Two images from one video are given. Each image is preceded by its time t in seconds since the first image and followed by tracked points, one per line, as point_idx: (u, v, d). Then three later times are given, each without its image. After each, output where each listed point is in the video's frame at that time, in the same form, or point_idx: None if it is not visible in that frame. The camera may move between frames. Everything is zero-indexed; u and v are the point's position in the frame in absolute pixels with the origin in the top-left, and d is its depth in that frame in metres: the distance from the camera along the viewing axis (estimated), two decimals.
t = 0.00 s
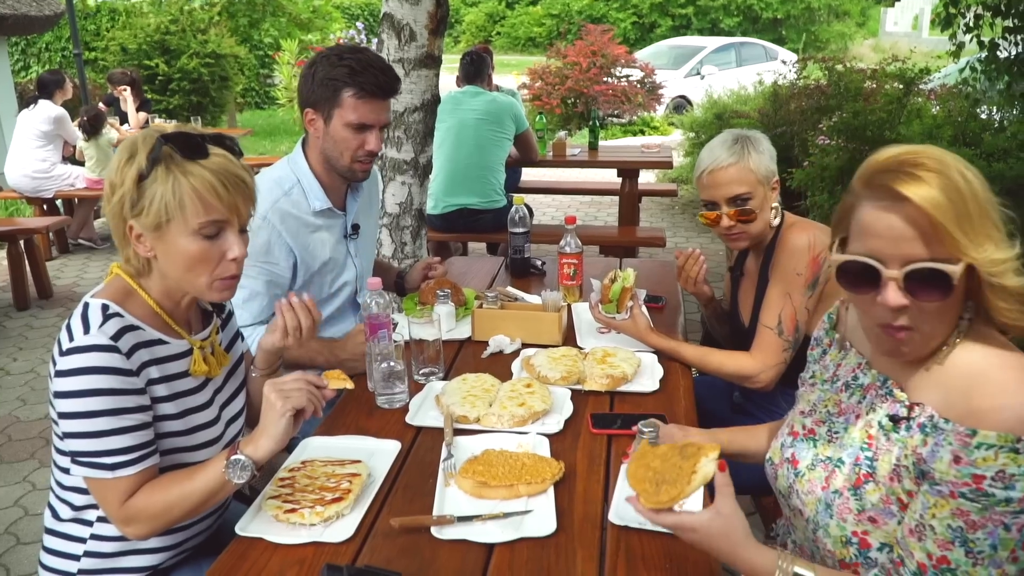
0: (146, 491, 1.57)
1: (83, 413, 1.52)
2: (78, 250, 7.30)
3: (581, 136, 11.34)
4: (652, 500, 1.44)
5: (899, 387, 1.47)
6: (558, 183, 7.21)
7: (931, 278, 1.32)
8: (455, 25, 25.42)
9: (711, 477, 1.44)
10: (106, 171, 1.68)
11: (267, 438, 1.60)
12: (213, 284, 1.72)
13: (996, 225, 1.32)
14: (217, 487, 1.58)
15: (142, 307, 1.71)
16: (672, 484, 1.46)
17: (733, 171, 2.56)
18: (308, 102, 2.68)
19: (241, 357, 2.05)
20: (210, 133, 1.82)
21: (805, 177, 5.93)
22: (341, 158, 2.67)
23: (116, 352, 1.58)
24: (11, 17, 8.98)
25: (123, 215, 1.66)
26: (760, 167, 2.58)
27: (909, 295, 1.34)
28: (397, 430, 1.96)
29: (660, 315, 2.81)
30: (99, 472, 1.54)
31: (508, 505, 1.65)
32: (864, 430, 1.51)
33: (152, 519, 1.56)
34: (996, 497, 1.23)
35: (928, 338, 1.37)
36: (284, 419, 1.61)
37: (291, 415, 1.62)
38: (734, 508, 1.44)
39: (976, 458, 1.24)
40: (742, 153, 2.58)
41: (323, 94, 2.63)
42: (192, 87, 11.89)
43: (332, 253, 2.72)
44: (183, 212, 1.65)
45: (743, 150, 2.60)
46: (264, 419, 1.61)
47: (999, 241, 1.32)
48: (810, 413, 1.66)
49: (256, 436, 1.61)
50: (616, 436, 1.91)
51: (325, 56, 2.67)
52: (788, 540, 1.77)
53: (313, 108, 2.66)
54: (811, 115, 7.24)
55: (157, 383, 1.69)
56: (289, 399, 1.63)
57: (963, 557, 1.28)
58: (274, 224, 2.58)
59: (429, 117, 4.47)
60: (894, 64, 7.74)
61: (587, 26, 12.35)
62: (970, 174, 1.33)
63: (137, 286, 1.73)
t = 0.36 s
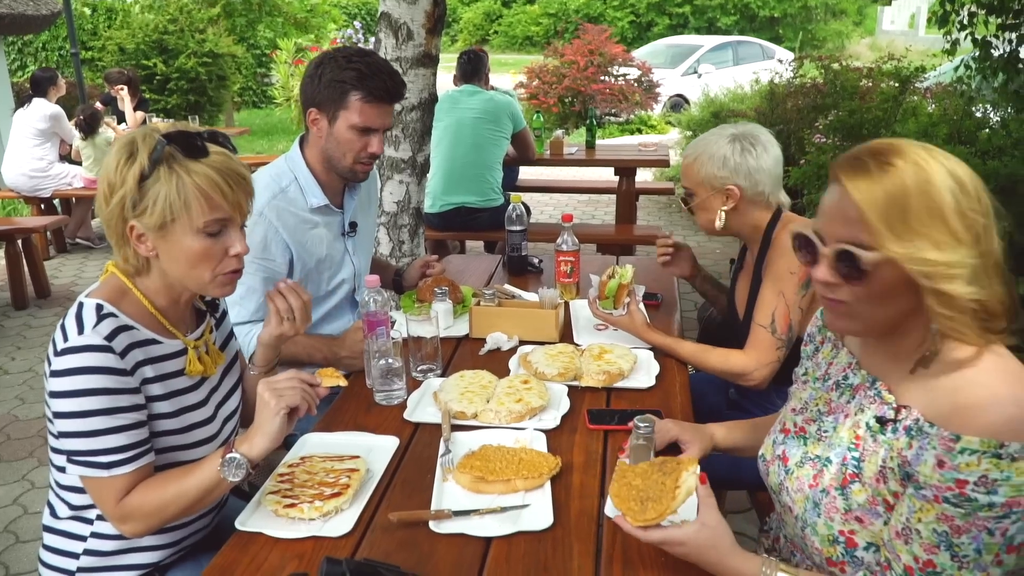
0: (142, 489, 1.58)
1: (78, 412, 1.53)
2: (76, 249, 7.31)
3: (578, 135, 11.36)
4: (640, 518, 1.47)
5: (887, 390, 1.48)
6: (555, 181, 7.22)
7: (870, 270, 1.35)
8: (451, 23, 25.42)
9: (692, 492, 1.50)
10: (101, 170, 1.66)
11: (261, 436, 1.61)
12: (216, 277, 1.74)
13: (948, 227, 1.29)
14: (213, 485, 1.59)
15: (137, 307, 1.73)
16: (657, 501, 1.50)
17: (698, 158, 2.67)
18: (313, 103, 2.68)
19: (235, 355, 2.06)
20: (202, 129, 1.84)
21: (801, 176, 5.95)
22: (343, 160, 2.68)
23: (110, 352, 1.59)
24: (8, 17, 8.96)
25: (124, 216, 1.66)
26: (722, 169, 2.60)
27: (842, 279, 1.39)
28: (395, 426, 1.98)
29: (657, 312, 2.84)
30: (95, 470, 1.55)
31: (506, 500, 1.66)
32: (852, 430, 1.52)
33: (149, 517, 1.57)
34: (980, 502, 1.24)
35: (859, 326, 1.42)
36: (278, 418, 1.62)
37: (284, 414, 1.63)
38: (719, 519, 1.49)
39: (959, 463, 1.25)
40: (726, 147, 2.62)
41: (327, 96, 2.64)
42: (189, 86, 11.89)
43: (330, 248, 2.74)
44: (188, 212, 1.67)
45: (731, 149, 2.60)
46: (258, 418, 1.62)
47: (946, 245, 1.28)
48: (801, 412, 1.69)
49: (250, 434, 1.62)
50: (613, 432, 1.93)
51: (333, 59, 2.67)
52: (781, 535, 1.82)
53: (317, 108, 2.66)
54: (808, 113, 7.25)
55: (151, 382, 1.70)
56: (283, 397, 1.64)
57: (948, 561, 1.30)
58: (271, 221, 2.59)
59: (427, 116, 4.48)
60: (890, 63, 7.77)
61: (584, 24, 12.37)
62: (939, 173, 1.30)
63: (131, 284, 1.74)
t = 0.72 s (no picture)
0: (138, 485, 1.60)
1: (75, 410, 1.54)
2: (73, 249, 7.31)
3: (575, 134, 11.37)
4: (632, 510, 1.49)
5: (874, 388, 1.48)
6: (552, 179, 7.24)
7: (809, 254, 1.47)
8: (448, 23, 25.43)
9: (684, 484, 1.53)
10: (102, 166, 1.67)
11: (256, 437, 1.62)
12: (206, 283, 1.77)
13: (882, 234, 1.33)
14: (209, 482, 1.61)
15: (133, 305, 1.74)
16: (649, 492, 1.52)
17: (699, 149, 2.71)
18: (309, 101, 2.69)
19: (230, 353, 2.08)
20: (206, 133, 1.86)
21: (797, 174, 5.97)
22: (340, 158, 2.70)
23: (107, 350, 1.60)
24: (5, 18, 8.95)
25: (123, 213, 1.66)
26: (723, 163, 2.63)
27: (797, 258, 1.52)
28: (391, 422, 2.00)
29: (651, 308, 2.86)
30: (92, 467, 1.56)
31: (501, 494, 1.68)
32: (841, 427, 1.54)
33: (145, 512, 1.59)
34: (965, 503, 1.27)
35: (810, 302, 1.52)
36: (274, 419, 1.62)
37: (280, 414, 1.64)
38: (710, 513, 1.51)
39: (944, 464, 1.28)
40: (728, 141, 2.64)
41: (324, 95, 2.65)
42: (186, 86, 11.89)
43: (327, 246, 2.76)
44: (187, 215, 1.69)
45: (732, 142, 2.64)
46: (254, 418, 1.64)
47: (876, 251, 1.33)
48: (792, 408, 1.71)
49: (246, 435, 1.63)
50: (607, 427, 1.95)
51: (329, 59, 2.69)
52: (774, 530, 1.84)
53: (313, 107, 2.67)
54: (804, 111, 7.28)
55: (148, 379, 1.72)
56: (278, 399, 1.64)
57: (935, 562, 1.33)
58: (268, 219, 2.61)
59: (423, 115, 4.49)
60: (885, 61, 7.80)
61: (581, 23, 12.40)
62: (897, 176, 1.32)
63: (128, 282, 1.76)
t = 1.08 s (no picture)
0: (135, 479, 1.61)
1: (72, 404, 1.55)
2: (71, 248, 7.31)
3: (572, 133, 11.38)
4: (624, 505, 1.50)
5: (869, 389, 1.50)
6: (549, 179, 7.25)
7: (814, 262, 1.42)
8: (446, 23, 25.44)
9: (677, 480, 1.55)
10: (103, 161, 1.68)
11: (254, 430, 1.62)
12: (205, 276, 1.79)
13: (891, 234, 1.31)
14: (205, 476, 1.63)
15: (129, 300, 1.75)
16: (642, 488, 1.53)
17: (712, 150, 2.67)
18: (305, 100, 2.70)
19: (224, 348, 2.09)
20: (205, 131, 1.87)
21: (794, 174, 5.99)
22: (342, 160, 2.72)
23: (104, 345, 1.62)
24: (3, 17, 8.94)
25: (122, 210, 1.68)
26: (743, 162, 2.65)
27: (798, 267, 1.46)
28: (387, 418, 2.01)
29: (646, 306, 2.88)
30: (89, 461, 1.58)
31: (494, 488, 1.70)
32: (833, 426, 1.55)
33: (143, 505, 1.61)
34: (956, 509, 1.28)
35: (813, 313, 1.48)
36: (271, 413, 1.64)
37: (278, 409, 1.66)
38: (702, 507, 1.51)
39: (937, 470, 1.28)
40: (734, 143, 2.66)
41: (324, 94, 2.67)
42: (184, 85, 11.89)
43: (322, 245, 2.77)
44: (187, 212, 1.70)
45: (735, 139, 2.68)
46: (250, 413, 1.65)
47: (888, 253, 1.30)
48: (784, 403, 1.72)
49: (242, 429, 1.63)
50: (600, 423, 1.96)
51: (337, 62, 2.69)
52: (765, 525, 1.85)
53: (318, 110, 2.66)
54: (800, 111, 7.30)
55: (145, 374, 1.73)
56: (276, 394, 1.66)
57: (925, 566, 1.33)
58: (263, 217, 2.62)
59: (420, 114, 4.50)
60: (881, 60, 7.83)
61: (579, 23, 12.42)
62: (899, 175, 1.31)
63: (124, 278, 1.77)
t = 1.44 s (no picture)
0: (133, 474, 1.63)
1: (70, 400, 1.56)
2: (71, 248, 7.33)
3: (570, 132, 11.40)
4: (619, 494, 1.52)
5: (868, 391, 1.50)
6: (547, 177, 7.26)
7: (804, 268, 1.43)
8: (444, 22, 25.46)
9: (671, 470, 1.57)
10: (97, 163, 1.68)
11: (251, 427, 1.64)
12: (207, 268, 1.81)
13: (881, 238, 1.30)
14: (203, 470, 1.64)
15: (127, 297, 1.77)
16: (637, 479, 1.55)
17: (700, 148, 2.69)
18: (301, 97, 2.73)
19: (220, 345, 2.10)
20: (193, 123, 1.88)
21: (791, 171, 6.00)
22: (344, 162, 2.74)
23: (102, 342, 1.63)
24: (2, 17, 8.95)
25: (121, 209, 1.69)
26: (730, 161, 2.66)
27: (789, 272, 1.47)
28: (384, 414, 2.03)
29: (642, 302, 2.89)
30: (88, 456, 1.59)
31: (491, 483, 1.71)
32: (832, 435, 1.55)
33: (141, 499, 1.62)
34: (962, 526, 1.28)
35: (807, 317, 1.49)
36: (269, 409, 1.65)
37: (276, 406, 1.67)
38: (696, 499, 1.53)
39: (944, 486, 1.28)
40: (721, 142, 2.67)
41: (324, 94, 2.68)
42: (183, 85, 11.91)
43: (320, 242, 2.79)
44: (187, 206, 1.72)
45: (722, 135, 2.69)
46: (249, 409, 1.66)
47: (878, 257, 1.29)
48: (778, 406, 1.72)
49: (241, 424, 1.65)
50: (597, 419, 1.98)
51: (349, 70, 2.68)
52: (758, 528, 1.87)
53: (327, 115, 2.65)
54: (797, 109, 7.33)
55: (142, 370, 1.74)
56: (274, 389, 1.67)
57: None
58: (260, 215, 2.63)
59: (417, 113, 4.52)
60: (880, 57, 7.83)
61: (577, 22, 12.45)
62: (888, 177, 1.31)
63: (122, 275, 1.78)
